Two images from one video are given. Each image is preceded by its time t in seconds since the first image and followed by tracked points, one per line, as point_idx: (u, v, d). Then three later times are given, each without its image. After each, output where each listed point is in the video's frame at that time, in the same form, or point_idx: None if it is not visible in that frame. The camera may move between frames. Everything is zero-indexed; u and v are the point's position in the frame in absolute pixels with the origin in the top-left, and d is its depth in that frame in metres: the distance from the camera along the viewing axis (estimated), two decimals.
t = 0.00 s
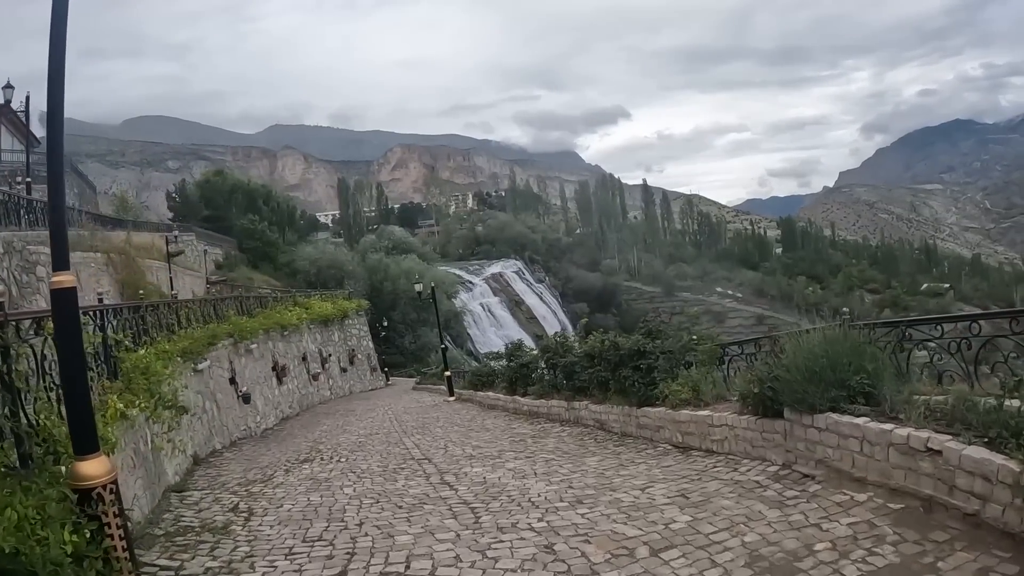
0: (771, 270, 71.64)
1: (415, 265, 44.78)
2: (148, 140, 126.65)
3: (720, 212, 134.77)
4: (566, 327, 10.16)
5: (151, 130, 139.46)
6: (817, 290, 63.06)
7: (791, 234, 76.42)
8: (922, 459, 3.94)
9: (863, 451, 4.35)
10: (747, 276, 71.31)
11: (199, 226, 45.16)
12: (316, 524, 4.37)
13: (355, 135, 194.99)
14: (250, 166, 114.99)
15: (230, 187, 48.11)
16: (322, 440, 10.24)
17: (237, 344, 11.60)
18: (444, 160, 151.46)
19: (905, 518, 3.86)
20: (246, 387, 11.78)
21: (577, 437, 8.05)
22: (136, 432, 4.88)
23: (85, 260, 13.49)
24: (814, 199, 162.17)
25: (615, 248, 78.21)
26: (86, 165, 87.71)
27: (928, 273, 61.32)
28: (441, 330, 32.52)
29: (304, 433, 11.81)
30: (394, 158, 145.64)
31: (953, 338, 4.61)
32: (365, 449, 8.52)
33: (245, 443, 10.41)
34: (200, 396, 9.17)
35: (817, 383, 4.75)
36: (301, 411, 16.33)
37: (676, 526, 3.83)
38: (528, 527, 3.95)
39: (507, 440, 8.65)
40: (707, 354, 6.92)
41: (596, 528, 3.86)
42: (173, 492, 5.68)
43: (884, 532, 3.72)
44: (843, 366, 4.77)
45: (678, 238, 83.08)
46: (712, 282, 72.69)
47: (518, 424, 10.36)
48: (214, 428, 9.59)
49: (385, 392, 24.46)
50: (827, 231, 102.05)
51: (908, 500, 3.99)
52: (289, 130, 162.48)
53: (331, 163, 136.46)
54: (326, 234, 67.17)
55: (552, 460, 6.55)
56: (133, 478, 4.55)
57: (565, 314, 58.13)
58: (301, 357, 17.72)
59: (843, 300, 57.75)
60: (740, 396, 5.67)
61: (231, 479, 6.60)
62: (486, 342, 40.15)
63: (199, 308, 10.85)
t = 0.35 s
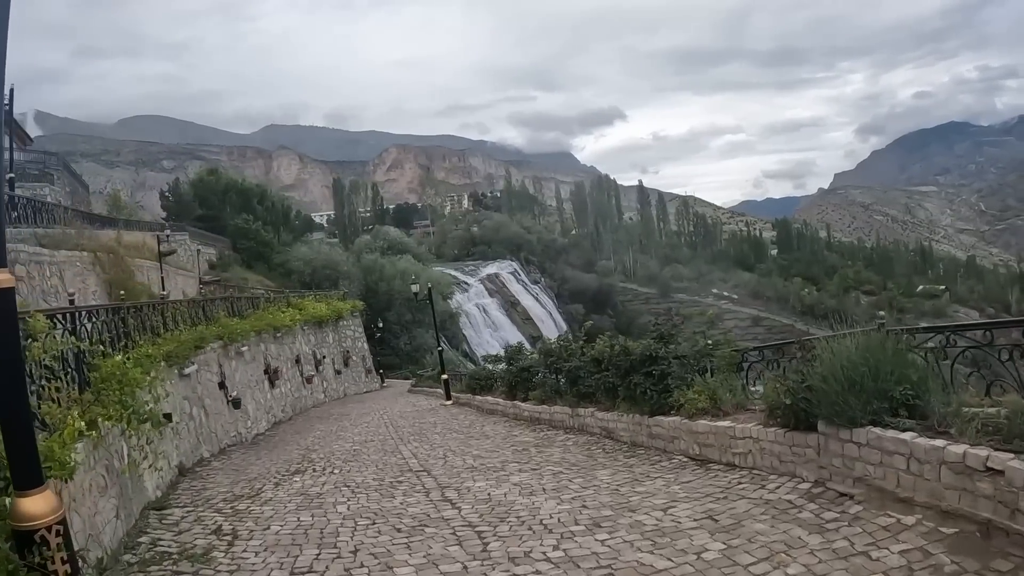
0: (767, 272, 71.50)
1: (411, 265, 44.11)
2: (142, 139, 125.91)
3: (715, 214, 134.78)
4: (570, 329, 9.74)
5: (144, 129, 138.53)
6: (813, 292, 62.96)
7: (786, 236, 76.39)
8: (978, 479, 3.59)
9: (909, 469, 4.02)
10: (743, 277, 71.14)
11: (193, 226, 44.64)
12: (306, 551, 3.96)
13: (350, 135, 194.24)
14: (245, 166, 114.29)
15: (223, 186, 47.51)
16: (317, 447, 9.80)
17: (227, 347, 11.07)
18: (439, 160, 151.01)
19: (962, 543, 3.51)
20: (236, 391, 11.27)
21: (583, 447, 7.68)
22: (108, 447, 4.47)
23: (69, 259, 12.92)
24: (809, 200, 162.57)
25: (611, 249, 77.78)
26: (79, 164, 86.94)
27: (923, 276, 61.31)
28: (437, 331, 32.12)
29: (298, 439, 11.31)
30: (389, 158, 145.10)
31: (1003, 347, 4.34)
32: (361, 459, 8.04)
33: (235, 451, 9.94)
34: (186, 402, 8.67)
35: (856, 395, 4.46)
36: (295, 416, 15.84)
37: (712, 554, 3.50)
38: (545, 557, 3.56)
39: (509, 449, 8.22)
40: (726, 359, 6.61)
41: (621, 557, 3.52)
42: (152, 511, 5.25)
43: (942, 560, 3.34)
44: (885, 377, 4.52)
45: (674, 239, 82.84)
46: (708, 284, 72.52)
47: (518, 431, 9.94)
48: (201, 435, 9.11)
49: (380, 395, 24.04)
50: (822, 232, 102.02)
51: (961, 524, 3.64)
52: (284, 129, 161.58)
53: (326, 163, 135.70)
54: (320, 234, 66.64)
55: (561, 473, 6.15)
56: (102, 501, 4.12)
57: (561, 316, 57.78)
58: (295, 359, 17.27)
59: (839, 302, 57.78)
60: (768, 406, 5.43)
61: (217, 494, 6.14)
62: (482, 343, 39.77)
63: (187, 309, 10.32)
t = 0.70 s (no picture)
0: (767, 273, 71.31)
1: (409, 266, 43.34)
2: (141, 139, 125.67)
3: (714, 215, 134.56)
4: (575, 333, 9.37)
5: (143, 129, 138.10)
6: (813, 294, 62.78)
7: (786, 237, 76.34)
8: None
9: (959, 492, 3.73)
10: (743, 279, 70.88)
11: (190, 225, 44.27)
12: None
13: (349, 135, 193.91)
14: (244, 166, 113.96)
15: (221, 186, 47.09)
16: (312, 455, 9.41)
17: (219, 350, 10.63)
18: (438, 160, 150.72)
19: None
20: (228, 396, 10.81)
21: (590, 458, 7.32)
22: (75, 465, 4.06)
23: (56, 258, 12.46)
24: (808, 202, 162.60)
25: (610, 251, 77.45)
26: (78, 164, 86.63)
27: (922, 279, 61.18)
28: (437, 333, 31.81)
29: (292, 445, 10.88)
30: (388, 158, 144.81)
31: None
32: (356, 469, 7.64)
33: (226, 459, 9.52)
34: (173, 408, 8.27)
35: (902, 410, 4.18)
36: (290, 420, 15.41)
37: None
38: None
39: (513, 459, 7.82)
40: (746, 368, 6.30)
41: None
42: (129, 531, 4.88)
43: None
44: (934, 390, 4.25)
45: (673, 240, 82.55)
46: (707, 285, 72.26)
47: (520, 439, 9.56)
48: (189, 443, 8.70)
49: (378, 397, 23.66)
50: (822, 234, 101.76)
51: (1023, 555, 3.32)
52: (283, 129, 161.10)
53: (325, 162, 135.31)
54: (319, 234, 66.30)
55: (570, 489, 5.78)
56: (67, 526, 3.73)
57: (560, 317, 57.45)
58: (291, 362, 16.87)
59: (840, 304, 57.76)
60: (796, 419, 5.17)
61: (202, 510, 5.74)
62: (481, 345, 39.41)
63: (178, 310, 9.90)
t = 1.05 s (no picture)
0: (768, 276, 71.04)
1: (410, 269, 42.79)
2: (141, 143, 125.49)
3: (714, 218, 134.35)
4: (586, 338, 9.01)
5: (142, 132, 137.76)
6: (814, 296, 62.50)
7: (787, 240, 76.11)
8: None
9: None
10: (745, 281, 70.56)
11: (189, 228, 43.94)
12: None
13: (349, 139, 193.73)
14: (244, 168, 113.61)
15: (220, 189, 46.75)
16: (313, 465, 9.04)
17: (215, 355, 10.22)
18: (438, 163, 150.65)
19: None
20: (224, 403, 10.39)
21: (605, 470, 6.99)
22: (49, 489, 3.69)
23: (46, 260, 12.07)
24: (808, 205, 162.42)
25: (611, 253, 77.07)
26: (77, 166, 86.41)
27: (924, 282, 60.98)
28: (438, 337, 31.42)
29: (291, 454, 10.48)
30: (388, 161, 144.49)
31: None
32: (357, 482, 7.26)
33: (222, 470, 9.12)
34: (165, 418, 7.89)
35: (960, 426, 3.96)
36: (288, 427, 14.97)
37: None
38: None
39: (522, 471, 7.47)
40: (773, 376, 6.04)
41: None
42: (111, 556, 4.53)
43: None
44: (998, 404, 4.03)
45: (674, 243, 82.23)
46: (708, 288, 71.91)
47: (529, 448, 9.20)
48: (183, 454, 8.30)
49: (379, 402, 23.29)
50: (824, 237, 101.48)
51: None
52: (282, 131, 160.71)
53: (325, 165, 134.96)
54: (318, 237, 65.94)
55: (590, 508, 5.45)
56: (39, 558, 3.37)
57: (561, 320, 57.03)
58: (290, 367, 16.51)
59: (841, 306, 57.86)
60: (835, 434, 4.93)
61: (193, 531, 5.35)
62: (482, 348, 39.03)
63: (172, 314, 9.49)
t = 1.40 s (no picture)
0: (770, 277, 70.73)
1: (412, 270, 42.42)
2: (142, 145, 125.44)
3: (715, 220, 134.04)
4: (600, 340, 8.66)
5: (143, 134, 137.54)
6: (817, 298, 62.19)
7: (788, 241, 75.81)
8: None
9: None
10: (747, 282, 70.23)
11: (189, 229, 43.64)
12: None
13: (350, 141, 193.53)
14: (244, 169, 113.33)
15: (220, 190, 46.52)
16: (318, 473, 8.70)
17: (214, 359, 9.85)
18: (439, 165, 150.37)
19: None
20: (223, 409, 10.02)
21: (625, 480, 6.65)
22: (26, 511, 3.34)
23: (39, 260, 11.74)
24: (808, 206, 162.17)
25: (612, 254, 76.68)
26: (79, 168, 86.23)
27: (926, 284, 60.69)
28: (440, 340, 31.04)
29: (293, 462, 10.09)
30: (389, 163, 144.22)
31: None
32: (363, 493, 6.89)
33: (221, 479, 8.76)
34: (162, 425, 7.53)
35: None
36: (289, 432, 14.58)
37: None
38: None
39: (537, 481, 7.10)
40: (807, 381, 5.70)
41: None
42: None
43: None
44: None
45: (675, 245, 81.92)
46: (710, 289, 71.60)
47: (540, 456, 8.84)
48: (180, 463, 7.94)
49: (382, 406, 22.92)
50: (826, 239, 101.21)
51: None
52: (282, 133, 160.46)
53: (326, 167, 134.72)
54: (319, 238, 65.63)
55: (614, 523, 5.10)
56: None
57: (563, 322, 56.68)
58: (291, 370, 16.14)
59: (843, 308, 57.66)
60: (882, 444, 4.59)
61: (188, 550, 4.97)
62: (484, 350, 38.66)
63: (170, 316, 9.13)
